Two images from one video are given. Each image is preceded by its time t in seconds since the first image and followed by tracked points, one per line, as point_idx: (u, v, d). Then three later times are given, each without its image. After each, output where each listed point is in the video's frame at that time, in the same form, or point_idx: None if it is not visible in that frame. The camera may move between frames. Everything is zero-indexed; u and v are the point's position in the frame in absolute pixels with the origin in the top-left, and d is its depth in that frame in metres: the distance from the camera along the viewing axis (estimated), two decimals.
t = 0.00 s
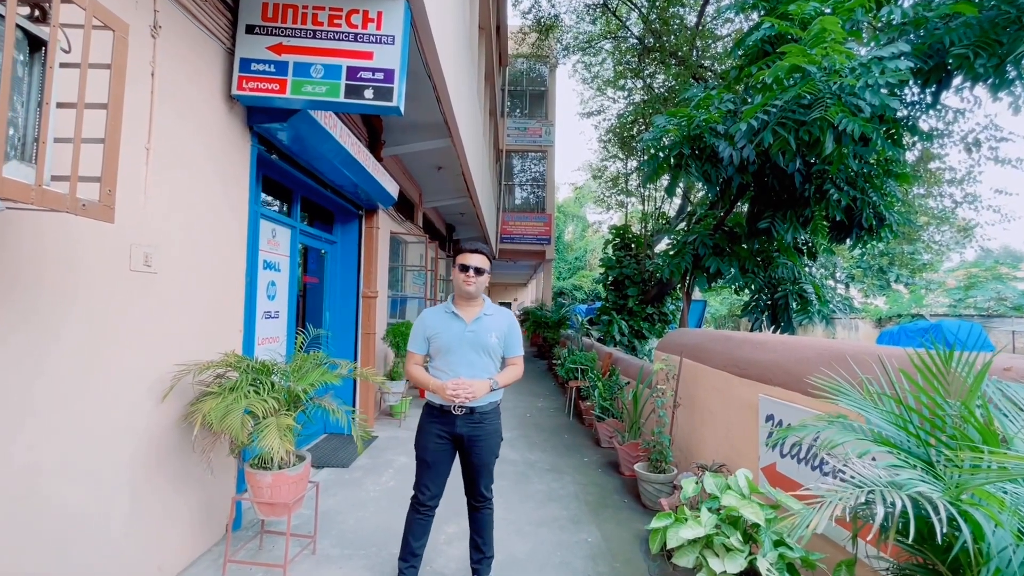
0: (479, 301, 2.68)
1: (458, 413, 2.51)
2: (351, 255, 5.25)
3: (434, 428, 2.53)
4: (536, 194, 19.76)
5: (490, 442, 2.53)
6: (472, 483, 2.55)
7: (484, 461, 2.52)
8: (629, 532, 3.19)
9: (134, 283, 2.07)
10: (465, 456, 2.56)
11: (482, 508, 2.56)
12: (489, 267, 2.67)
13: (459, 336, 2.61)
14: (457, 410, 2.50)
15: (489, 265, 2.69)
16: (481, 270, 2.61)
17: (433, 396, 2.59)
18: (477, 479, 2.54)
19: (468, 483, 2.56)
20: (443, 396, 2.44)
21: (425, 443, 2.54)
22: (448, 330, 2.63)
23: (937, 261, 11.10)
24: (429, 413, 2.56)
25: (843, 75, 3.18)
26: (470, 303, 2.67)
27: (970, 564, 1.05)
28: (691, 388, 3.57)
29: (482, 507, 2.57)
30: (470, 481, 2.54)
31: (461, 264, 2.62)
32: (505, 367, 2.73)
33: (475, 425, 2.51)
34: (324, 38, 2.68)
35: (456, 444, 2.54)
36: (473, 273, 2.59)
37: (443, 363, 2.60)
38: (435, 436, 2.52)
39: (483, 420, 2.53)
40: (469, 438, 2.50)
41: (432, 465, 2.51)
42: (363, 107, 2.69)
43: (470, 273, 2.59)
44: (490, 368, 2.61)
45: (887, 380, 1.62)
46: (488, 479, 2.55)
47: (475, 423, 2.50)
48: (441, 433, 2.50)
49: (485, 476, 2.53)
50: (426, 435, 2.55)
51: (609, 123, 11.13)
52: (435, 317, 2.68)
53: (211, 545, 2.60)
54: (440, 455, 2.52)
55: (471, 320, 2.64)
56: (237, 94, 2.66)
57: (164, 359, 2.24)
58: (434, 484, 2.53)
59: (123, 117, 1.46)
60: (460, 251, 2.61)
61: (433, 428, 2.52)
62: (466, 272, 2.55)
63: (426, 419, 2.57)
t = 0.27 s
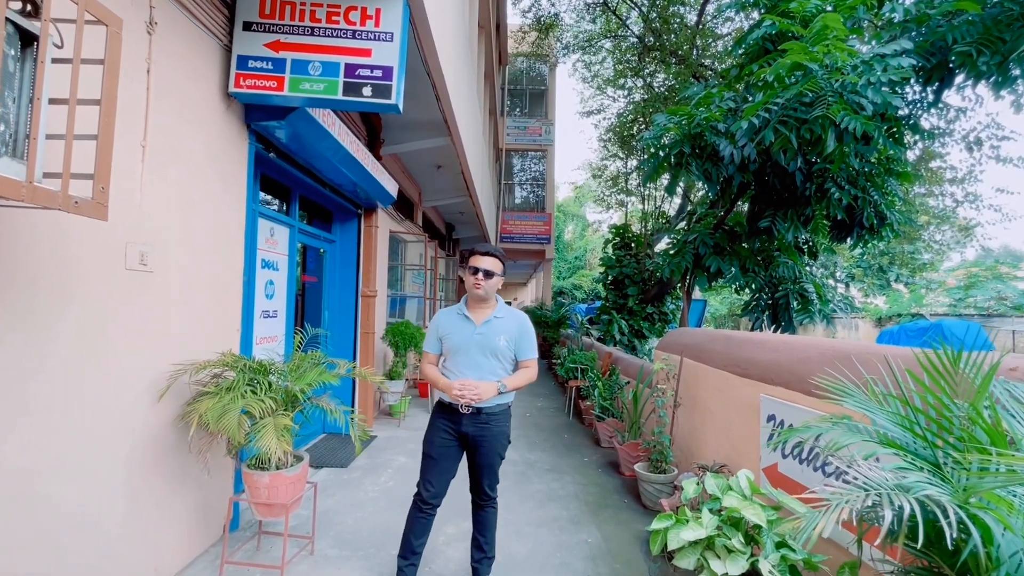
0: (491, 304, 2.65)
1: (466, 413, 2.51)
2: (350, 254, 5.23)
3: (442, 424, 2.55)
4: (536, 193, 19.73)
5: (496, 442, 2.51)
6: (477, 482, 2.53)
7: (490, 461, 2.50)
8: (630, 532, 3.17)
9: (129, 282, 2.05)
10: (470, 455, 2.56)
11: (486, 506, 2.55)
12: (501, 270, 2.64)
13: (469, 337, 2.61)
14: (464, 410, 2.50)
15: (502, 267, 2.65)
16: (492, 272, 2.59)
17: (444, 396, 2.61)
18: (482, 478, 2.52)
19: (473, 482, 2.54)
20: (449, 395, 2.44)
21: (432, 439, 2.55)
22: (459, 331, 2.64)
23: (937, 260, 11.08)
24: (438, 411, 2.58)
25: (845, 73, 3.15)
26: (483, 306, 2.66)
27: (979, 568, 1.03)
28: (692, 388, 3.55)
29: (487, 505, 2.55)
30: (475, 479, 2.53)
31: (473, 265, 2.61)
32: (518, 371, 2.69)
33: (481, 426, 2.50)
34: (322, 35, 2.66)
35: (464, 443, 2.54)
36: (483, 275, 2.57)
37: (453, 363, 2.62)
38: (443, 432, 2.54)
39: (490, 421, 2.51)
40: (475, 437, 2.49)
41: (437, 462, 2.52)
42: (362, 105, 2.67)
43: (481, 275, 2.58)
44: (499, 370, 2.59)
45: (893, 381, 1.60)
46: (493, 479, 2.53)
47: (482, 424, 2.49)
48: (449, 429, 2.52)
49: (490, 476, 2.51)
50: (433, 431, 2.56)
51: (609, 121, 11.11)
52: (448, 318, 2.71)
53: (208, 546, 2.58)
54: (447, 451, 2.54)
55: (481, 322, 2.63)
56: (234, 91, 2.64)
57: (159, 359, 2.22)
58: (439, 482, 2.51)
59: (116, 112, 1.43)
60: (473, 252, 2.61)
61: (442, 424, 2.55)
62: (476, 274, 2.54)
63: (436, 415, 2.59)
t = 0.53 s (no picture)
0: (495, 302, 2.62)
1: (467, 412, 2.49)
2: (349, 252, 5.19)
3: (443, 425, 2.55)
4: (536, 192, 19.68)
5: (498, 442, 2.48)
6: (478, 482, 2.50)
7: (491, 460, 2.47)
8: (631, 534, 3.13)
9: (122, 280, 2.00)
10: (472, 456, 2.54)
11: (488, 508, 2.50)
12: (505, 268, 2.60)
13: (472, 335, 2.57)
14: (465, 408, 2.48)
15: (506, 265, 2.61)
16: (496, 270, 2.55)
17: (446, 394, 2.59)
18: (483, 479, 2.48)
19: (474, 482, 2.51)
20: (451, 392, 2.41)
21: (434, 439, 2.56)
22: (462, 329, 2.61)
23: (939, 259, 11.02)
24: (441, 410, 2.57)
25: (851, 68, 3.12)
26: (486, 303, 2.62)
27: None
28: (695, 388, 3.51)
29: (489, 508, 2.50)
30: (476, 479, 2.49)
31: (477, 263, 2.57)
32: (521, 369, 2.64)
33: (483, 425, 2.48)
34: (320, 29, 2.62)
35: (466, 442, 2.53)
36: (487, 273, 2.54)
37: (455, 361, 2.58)
38: (445, 432, 2.54)
39: (491, 420, 2.48)
40: (476, 437, 2.48)
41: (440, 461, 2.53)
42: (360, 100, 2.63)
43: (484, 272, 2.53)
44: (502, 369, 2.55)
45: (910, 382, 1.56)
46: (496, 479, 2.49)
47: (483, 423, 2.47)
48: (450, 429, 2.53)
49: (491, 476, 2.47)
50: (436, 432, 2.57)
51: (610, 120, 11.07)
52: (451, 316, 2.68)
53: (203, 549, 2.53)
54: (449, 451, 2.54)
55: (484, 321, 2.60)
56: (230, 86, 2.59)
57: (153, 358, 2.17)
58: (443, 480, 2.54)
59: (106, 104, 1.39)
60: (477, 250, 2.58)
61: (444, 425, 2.55)
62: (480, 271, 2.50)
63: (437, 415, 2.60)
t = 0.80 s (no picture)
0: (486, 300, 2.57)
1: (461, 412, 2.46)
2: (348, 251, 5.13)
3: (438, 426, 2.51)
4: (536, 191, 19.63)
5: (493, 442, 2.43)
6: (474, 484, 2.44)
7: (487, 460, 2.42)
8: (635, 538, 3.07)
9: (114, 278, 1.94)
10: (469, 457, 2.49)
11: (487, 510, 2.43)
12: (495, 265, 2.56)
13: (463, 335, 2.53)
14: (459, 408, 2.45)
15: (496, 263, 2.57)
16: (486, 267, 2.51)
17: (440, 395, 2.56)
18: (479, 480, 2.42)
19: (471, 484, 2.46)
20: (446, 392, 2.37)
21: (431, 441, 2.52)
22: (455, 328, 2.56)
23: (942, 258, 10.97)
24: (436, 410, 2.53)
25: (861, 62, 3.06)
26: (477, 302, 2.58)
27: None
28: (699, 389, 3.45)
29: (488, 509, 2.44)
30: (473, 480, 2.44)
31: (467, 261, 2.52)
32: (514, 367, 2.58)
33: (477, 425, 2.44)
34: (317, 23, 2.56)
35: (461, 443, 2.48)
36: (478, 270, 2.49)
37: (448, 360, 2.53)
38: (440, 434, 2.50)
39: (485, 419, 2.44)
40: (470, 437, 2.44)
41: (438, 463, 2.49)
42: (359, 95, 2.57)
43: (475, 269, 2.49)
44: (495, 367, 2.50)
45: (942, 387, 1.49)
46: (493, 480, 2.44)
47: (477, 423, 2.43)
48: (444, 430, 2.48)
49: (488, 477, 2.41)
50: (431, 434, 2.53)
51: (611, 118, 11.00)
52: (443, 316, 2.63)
53: (199, 553, 2.48)
54: (446, 453, 2.49)
55: (476, 319, 2.55)
56: (227, 81, 2.53)
57: (146, 359, 2.11)
58: (442, 482, 2.52)
59: (91, 94, 1.33)
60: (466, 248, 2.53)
61: (438, 426, 2.51)
62: (471, 269, 2.46)
63: (432, 417, 2.56)
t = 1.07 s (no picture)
0: (472, 303, 2.58)
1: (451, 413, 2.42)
2: (348, 251, 5.07)
3: (430, 427, 2.48)
4: (538, 191, 19.56)
5: (485, 442, 2.39)
6: (467, 486, 2.40)
7: (480, 461, 2.39)
8: (641, 545, 3.01)
9: (105, 280, 1.87)
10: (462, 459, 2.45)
11: (483, 514, 2.37)
12: (479, 267, 2.57)
13: (449, 339, 2.53)
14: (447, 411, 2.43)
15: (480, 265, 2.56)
16: (470, 270, 2.51)
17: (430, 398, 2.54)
18: (472, 480, 2.38)
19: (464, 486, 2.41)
20: (433, 396, 2.36)
21: (425, 443, 2.49)
22: (442, 332, 2.56)
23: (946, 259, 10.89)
24: (426, 413, 2.50)
25: (874, 57, 2.98)
26: (462, 305, 2.58)
27: None
28: (706, 392, 3.39)
29: (484, 513, 2.38)
30: (465, 482, 2.39)
31: (450, 265, 2.52)
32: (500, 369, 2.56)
33: (467, 425, 2.41)
34: (316, 17, 2.49)
35: (454, 444, 2.44)
36: (462, 273, 2.50)
37: (437, 364, 2.53)
38: (432, 436, 2.47)
39: (474, 419, 2.41)
40: (461, 437, 2.40)
41: (432, 465, 2.45)
42: (358, 91, 2.50)
43: (459, 273, 2.49)
44: (482, 369, 2.48)
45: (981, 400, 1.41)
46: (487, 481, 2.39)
47: (466, 423, 2.40)
48: (436, 431, 2.45)
49: (479, 477, 2.37)
50: (424, 436, 2.50)
51: (613, 118, 10.93)
52: (430, 320, 2.64)
53: (194, 562, 2.42)
54: (440, 454, 2.45)
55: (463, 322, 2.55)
56: (222, 76, 2.46)
57: (139, 363, 2.04)
58: (437, 486, 2.47)
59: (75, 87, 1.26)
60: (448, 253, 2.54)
61: (430, 428, 2.47)
62: (454, 273, 2.46)
63: (423, 418, 2.53)
